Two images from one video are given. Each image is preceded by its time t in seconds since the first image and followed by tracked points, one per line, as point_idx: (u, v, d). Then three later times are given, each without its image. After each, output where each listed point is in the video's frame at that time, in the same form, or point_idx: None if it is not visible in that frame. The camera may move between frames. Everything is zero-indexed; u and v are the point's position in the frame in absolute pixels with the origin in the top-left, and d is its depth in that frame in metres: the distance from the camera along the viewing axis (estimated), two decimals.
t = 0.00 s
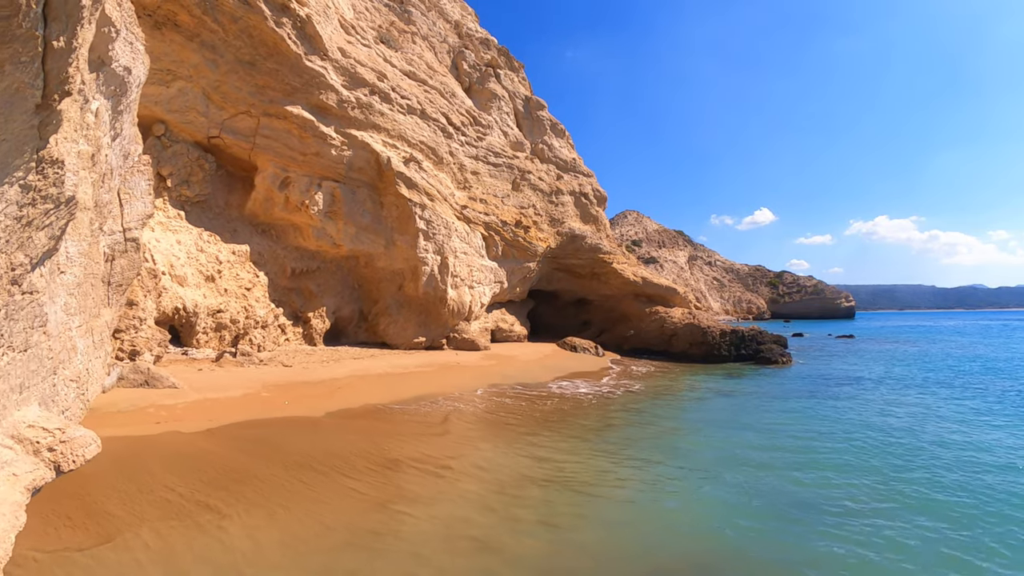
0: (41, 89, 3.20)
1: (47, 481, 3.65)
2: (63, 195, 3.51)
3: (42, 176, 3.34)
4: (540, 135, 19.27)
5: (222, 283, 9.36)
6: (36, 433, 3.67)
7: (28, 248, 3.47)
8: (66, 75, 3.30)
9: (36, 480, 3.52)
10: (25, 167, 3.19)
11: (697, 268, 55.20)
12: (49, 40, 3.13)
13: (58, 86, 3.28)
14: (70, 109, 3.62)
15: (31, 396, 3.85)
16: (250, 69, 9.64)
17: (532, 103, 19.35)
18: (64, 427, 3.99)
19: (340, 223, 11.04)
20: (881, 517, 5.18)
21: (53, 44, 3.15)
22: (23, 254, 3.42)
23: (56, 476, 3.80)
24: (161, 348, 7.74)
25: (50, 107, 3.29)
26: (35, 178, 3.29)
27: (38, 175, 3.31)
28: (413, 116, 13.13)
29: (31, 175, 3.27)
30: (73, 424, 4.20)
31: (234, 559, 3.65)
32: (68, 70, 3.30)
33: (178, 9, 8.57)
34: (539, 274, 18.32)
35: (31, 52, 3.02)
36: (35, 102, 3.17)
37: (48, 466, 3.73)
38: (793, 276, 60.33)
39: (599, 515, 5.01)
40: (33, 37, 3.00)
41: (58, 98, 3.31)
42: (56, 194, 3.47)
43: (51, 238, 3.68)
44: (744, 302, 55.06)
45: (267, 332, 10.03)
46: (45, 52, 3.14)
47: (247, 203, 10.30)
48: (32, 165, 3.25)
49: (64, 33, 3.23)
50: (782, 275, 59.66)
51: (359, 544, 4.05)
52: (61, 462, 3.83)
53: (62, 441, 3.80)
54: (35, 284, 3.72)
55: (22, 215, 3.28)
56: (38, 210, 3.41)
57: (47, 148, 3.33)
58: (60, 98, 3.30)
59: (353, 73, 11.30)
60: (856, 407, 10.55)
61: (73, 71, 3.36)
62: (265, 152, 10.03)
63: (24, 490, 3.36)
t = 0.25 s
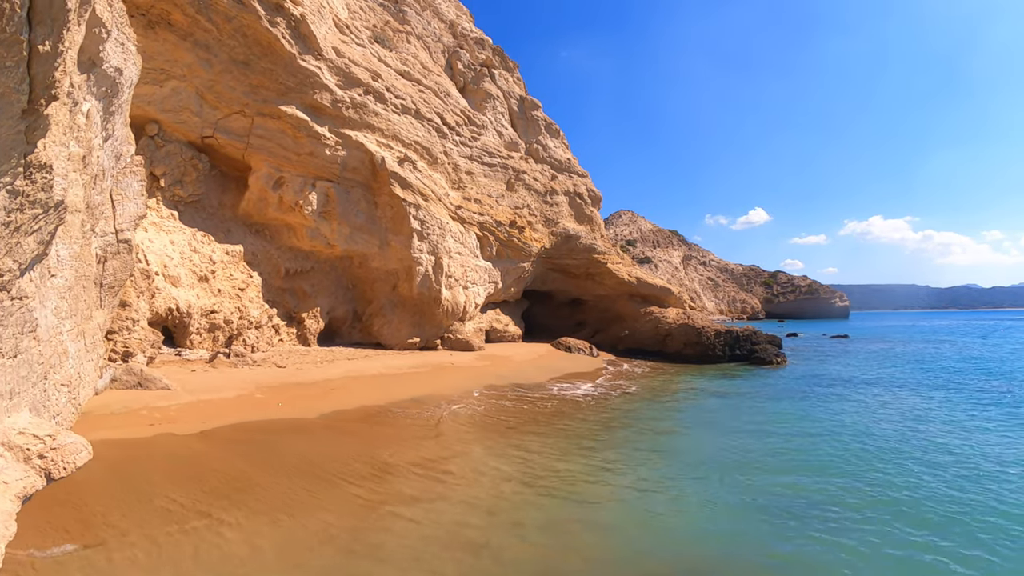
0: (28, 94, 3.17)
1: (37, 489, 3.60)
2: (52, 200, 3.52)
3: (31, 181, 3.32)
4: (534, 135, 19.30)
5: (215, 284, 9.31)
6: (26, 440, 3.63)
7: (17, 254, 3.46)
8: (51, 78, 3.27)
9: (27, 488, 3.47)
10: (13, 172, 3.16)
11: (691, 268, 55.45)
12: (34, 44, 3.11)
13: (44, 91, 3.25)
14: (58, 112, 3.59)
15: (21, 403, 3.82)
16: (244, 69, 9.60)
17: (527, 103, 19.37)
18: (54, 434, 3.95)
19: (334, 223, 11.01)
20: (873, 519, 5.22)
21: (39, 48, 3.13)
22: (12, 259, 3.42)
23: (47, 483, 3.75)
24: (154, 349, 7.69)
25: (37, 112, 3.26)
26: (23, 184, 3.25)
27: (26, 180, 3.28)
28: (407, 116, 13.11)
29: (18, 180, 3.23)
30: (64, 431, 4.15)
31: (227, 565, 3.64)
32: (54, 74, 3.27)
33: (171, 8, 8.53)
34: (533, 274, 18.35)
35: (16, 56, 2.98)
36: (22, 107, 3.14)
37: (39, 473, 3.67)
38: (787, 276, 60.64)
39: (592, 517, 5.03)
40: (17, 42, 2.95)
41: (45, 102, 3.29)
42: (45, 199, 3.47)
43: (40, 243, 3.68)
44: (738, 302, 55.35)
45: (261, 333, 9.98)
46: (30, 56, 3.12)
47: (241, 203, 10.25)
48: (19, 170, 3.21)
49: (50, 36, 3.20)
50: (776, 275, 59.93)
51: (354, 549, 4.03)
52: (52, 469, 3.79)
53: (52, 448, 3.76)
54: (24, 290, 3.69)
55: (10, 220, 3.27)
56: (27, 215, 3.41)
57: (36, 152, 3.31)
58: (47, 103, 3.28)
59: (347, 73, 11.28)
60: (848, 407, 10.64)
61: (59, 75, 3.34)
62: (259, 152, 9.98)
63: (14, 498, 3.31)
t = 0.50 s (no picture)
0: (32, 92, 3.19)
1: (38, 488, 3.57)
2: (54, 199, 3.52)
3: (33, 180, 3.33)
4: (531, 136, 19.32)
5: (211, 284, 9.28)
6: (26, 439, 3.62)
7: (18, 253, 3.46)
8: (56, 77, 3.29)
9: (28, 488, 3.45)
10: (15, 171, 3.16)
11: (687, 269, 55.67)
12: (40, 42, 3.13)
13: (48, 89, 3.27)
14: (60, 112, 3.61)
15: (20, 402, 3.80)
16: (241, 69, 9.58)
17: (523, 103, 19.41)
18: (55, 433, 3.92)
19: (331, 224, 11.00)
20: (869, 518, 5.26)
21: (43, 47, 3.15)
22: (13, 258, 3.41)
23: (48, 483, 3.72)
24: (150, 349, 7.67)
25: (40, 110, 3.28)
26: (25, 183, 3.26)
27: (28, 179, 3.29)
28: (404, 117, 13.11)
29: (21, 179, 3.24)
30: (66, 430, 4.12)
31: (227, 566, 3.64)
32: (58, 72, 3.29)
33: (168, 8, 8.52)
34: (529, 275, 18.38)
35: (22, 55, 3.00)
36: (26, 106, 3.16)
37: (40, 473, 3.65)
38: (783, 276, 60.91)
39: (590, 516, 5.06)
40: (22, 40, 2.97)
41: (48, 102, 3.31)
42: (46, 198, 3.47)
43: (41, 242, 3.67)
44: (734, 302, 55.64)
45: (257, 333, 9.96)
46: (35, 55, 3.14)
47: (237, 203, 10.23)
48: (22, 169, 3.22)
49: (55, 35, 3.23)
50: (771, 275, 60.25)
51: (355, 550, 4.03)
52: (53, 468, 3.76)
53: (53, 447, 3.74)
54: (25, 289, 3.69)
55: (12, 219, 3.27)
56: (28, 214, 3.41)
57: (38, 151, 3.34)
58: (51, 102, 3.30)
59: (344, 73, 11.27)
60: (842, 406, 10.72)
61: (63, 74, 3.36)
62: (256, 152, 9.97)
63: (15, 498, 3.29)
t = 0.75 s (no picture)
0: (34, 88, 3.18)
1: (39, 488, 3.56)
2: (54, 197, 3.51)
3: (33, 178, 3.32)
4: (529, 136, 19.32)
5: (210, 283, 9.27)
6: (26, 439, 3.60)
7: (18, 250, 3.45)
8: (58, 73, 3.29)
9: (28, 487, 3.44)
10: (15, 168, 3.16)
11: (685, 269, 55.77)
12: (43, 38, 3.12)
13: (50, 86, 3.27)
14: (61, 108, 3.60)
15: (20, 401, 3.79)
16: (239, 68, 9.56)
17: (522, 103, 19.42)
18: (55, 433, 3.91)
19: (329, 223, 10.99)
20: (869, 518, 5.27)
21: (46, 42, 3.14)
22: (13, 256, 3.40)
23: (48, 483, 3.72)
24: (149, 349, 7.65)
25: (42, 107, 3.28)
26: (25, 180, 3.26)
27: (28, 176, 3.28)
28: (402, 116, 13.10)
29: (22, 176, 3.24)
30: (65, 430, 4.11)
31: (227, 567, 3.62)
32: (61, 68, 3.29)
33: (167, 6, 8.52)
34: (528, 275, 18.38)
35: (24, 50, 2.99)
36: (28, 102, 3.16)
37: (40, 472, 3.64)
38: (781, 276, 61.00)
39: (590, 517, 5.06)
40: (24, 35, 2.97)
41: (50, 98, 3.31)
42: (47, 195, 3.46)
43: (42, 240, 3.66)
44: (732, 302, 55.75)
45: (256, 333, 9.94)
46: (37, 50, 3.13)
47: (235, 202, 10.21)
48: (22, 166, 3.21)
49: (58, 31, 3.22)
50: (769, 276, 60.35)
51: (355, 552, 4.01)
52: (53, 468, 3.74)
53: (53, 447, 3.72)
54: (25, 288, 3.68)
55: (12, 217, 3.26)
56: (28, 211, 3.40)
57: (38, 148, 3.32)
58: (53, 98, 3.29)
59: (342, 73, 11.26)
60: (840, 407, 10.74)
61: (65, 70, 3.36)
62: (254, 152, 9.95)
63: (15, 498, 3.28)
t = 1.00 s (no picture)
0: (30, 90, 3.19)
1: (34, 489, 3.56)
2: (50, 197, 3.51)
3: (29, 178, 3.32)
4: (526, 136, 19.35)
5: (206, 284, 9.25)
6: (22, 440, 3.60)
7: (14, 252, 3.44)
8: (54, 74, 3.30)
9: (24, 489, 3.43)
10: (12, 169, 3.16)
11: (681, 270, 55.91)
12: (39, 39, 3.14)
13: (46, 87, 3.28)
14: (58, 110, 3.61)
15: (16, 403, 3.78)
16: (236, 68, 9.55)
17: (519, 104, 19.45)
18: (51, 434, 3.91)
19: (326, 224, 10.98)
20: (864, 518, 5.31)
21: (42, 43, 3.15)
22: (9, 257, 3.40)
23: (44, 484, 3.71)
24: (145, 349, 7.63)
25: (38, 108, 3.28)
26: (21, 181, 3.26)
27: (24, 177, 3.28)
28: (400, 116, 13.10)
29: (18, 177, 3.23)
30: (61, 431, 4.11)
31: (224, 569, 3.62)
32: (57, 70, 3.30)
33: (164, 6, 8.52)
34: (525, 275, 18.40)
35: (20, 51, 3.00)
36: (24, 103, 3.17)
37: (36, 474, 3.64)
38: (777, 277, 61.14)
39: (587, 518, 5.06)
40: (20, 36, 2.98)
41: (46, 99, 3.31)
42: (43, 196, 3.46)
43: (38, 241, 3.65)
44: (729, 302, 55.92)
45: (252, 333, 9.92)
46: (34, 51, 3.14)
47: (232, 202, 10.18)
48: (18, 167, 3.21)
49: (53, 32, 3.23)
50: (765, 276, 60.54)
51: (352, 554, 4.01)
52: (49, 470, 3.74)
53: (49, 448, 3.72)
54: (21, 288, 3.67)
55: (8, 217, 3.26)
56: (25, 213, 3.39)
57: (35, 149, 3.32)
58: (49, 99, 3.30)
59: (339, 73, 11.25)
60: (836, 407, 10.80)
61: (61, 72, 3.37)
62: (251, 152, 9.94)
63: (12, 499, 3.27)
